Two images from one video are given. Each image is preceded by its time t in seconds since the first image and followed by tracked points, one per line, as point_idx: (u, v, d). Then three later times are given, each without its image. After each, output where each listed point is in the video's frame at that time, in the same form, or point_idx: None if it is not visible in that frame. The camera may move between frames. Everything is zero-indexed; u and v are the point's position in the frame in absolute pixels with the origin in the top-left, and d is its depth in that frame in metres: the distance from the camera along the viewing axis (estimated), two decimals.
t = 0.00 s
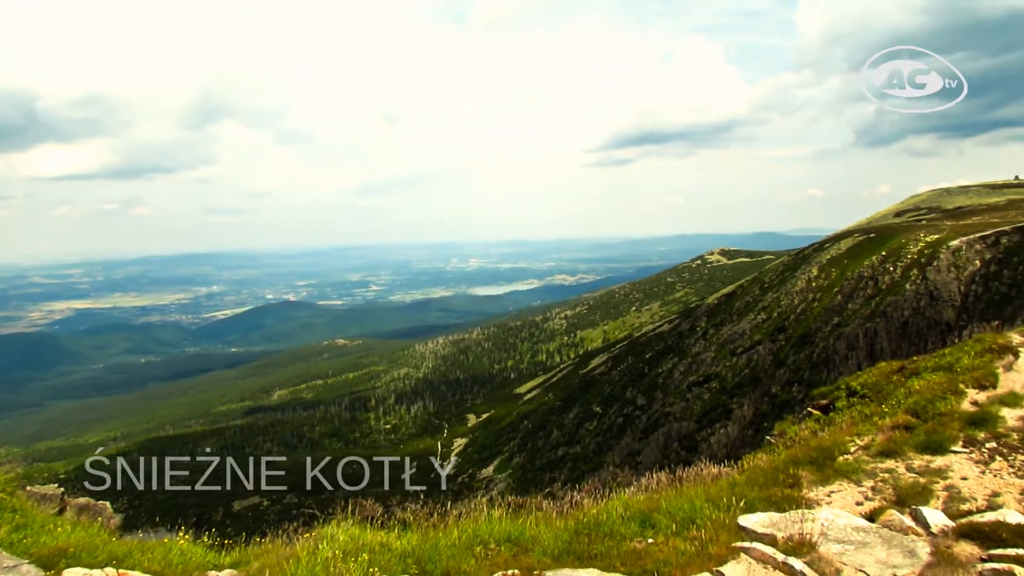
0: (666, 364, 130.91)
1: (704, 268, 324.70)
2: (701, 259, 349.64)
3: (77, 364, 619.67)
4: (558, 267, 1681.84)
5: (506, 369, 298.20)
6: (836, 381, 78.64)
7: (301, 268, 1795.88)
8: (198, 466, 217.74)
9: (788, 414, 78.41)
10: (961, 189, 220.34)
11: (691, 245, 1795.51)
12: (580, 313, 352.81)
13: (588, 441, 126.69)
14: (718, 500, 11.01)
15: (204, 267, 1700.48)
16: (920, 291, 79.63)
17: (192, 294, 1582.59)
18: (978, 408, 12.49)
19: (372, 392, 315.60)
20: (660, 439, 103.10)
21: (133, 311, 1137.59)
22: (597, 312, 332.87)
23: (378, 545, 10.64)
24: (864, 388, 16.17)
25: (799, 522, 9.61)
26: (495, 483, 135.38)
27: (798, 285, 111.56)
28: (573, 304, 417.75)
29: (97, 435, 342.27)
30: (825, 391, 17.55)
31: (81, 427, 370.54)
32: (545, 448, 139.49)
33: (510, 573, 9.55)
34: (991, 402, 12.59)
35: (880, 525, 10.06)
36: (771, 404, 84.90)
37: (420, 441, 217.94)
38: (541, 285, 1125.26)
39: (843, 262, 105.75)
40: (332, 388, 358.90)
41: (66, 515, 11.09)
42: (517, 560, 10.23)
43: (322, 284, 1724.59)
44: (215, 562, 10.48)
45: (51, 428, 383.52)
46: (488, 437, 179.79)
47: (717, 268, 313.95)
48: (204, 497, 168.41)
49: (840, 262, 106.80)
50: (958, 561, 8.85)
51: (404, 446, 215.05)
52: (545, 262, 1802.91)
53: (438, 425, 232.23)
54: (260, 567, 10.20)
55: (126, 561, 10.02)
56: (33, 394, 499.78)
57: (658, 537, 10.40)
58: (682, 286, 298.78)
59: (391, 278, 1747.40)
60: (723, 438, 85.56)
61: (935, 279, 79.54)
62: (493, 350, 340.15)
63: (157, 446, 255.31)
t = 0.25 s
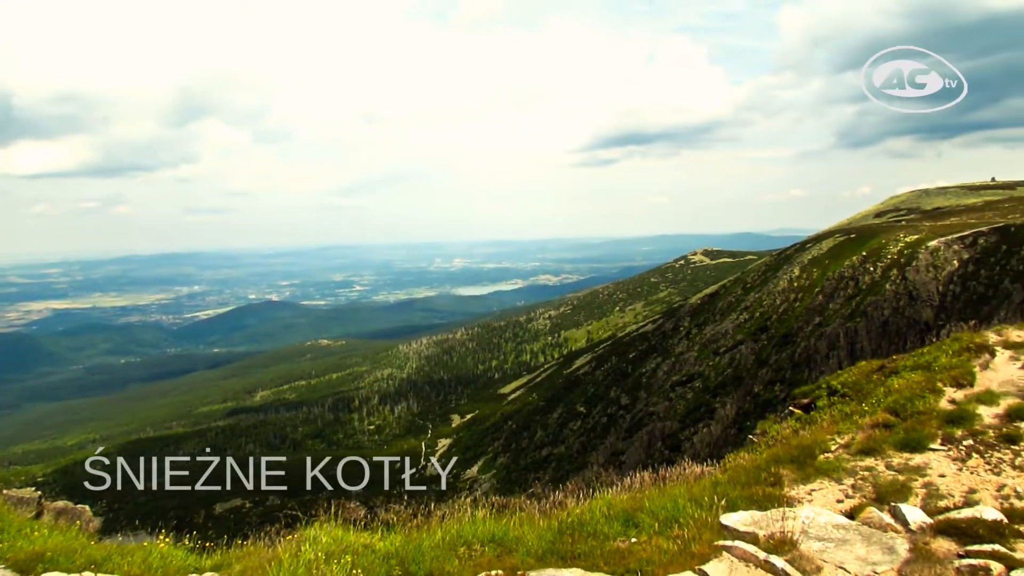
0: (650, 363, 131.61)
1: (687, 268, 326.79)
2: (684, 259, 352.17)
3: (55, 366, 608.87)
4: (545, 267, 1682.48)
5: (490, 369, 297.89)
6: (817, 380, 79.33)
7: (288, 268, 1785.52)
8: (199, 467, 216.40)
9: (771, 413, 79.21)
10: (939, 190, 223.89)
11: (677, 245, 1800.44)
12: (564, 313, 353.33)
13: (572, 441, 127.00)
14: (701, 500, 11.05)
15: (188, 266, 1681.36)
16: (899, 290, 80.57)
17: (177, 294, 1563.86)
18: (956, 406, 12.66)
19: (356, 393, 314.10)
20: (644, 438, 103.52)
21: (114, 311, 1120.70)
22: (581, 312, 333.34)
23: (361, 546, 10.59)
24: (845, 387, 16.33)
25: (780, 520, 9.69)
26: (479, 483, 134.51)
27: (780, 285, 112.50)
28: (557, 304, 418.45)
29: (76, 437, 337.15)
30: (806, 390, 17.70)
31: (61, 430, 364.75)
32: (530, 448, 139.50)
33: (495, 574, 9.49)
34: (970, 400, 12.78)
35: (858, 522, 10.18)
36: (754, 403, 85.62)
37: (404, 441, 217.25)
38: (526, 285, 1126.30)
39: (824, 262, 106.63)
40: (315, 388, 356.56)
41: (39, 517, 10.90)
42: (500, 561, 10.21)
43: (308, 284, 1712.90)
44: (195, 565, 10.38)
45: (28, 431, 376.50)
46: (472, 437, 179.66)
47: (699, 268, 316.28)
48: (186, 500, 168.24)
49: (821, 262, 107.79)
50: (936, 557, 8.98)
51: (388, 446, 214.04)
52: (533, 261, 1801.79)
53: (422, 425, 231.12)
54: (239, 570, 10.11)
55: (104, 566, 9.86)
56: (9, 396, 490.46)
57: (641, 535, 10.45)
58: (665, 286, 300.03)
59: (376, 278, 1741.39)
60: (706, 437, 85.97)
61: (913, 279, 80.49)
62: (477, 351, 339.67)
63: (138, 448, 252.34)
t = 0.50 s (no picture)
0: (633, 364, 132.32)
1: (670, 269, 328.82)
2: (667, 259, 354.43)
3: (32, 368, 597.88)
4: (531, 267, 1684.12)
5: (473, 369, 297.37)
6: (798, 380, 80.01)
7: (274, 268, 1772.54)
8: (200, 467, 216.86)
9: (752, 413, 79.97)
10: (916, 193, 227.77)
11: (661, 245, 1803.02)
12: (547, 314, 353.65)
13: (555, 441, 127.28)
14: (684, 500, 11.06)
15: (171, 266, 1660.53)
16: (879, 291, 81.39)
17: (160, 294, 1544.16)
18: (931, 404, 12.83)
19: (339, 394, 312.30)
20: (626, 439, 104.05)
21: (94, 311, 1102.82)
22: (563, 313, 333.96)
23: (343, 548, 10.53)
24: (824, 387, 16.50)
25: (760, 519, 9.76)
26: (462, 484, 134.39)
27: (762, 285, 113.43)
28: (540, 305, 418.70)
29: (52, 441, 331.69)
30: (787, 391, 17.81)
31: (38, 433, 358.79)
32: (513, 449, 139.60)
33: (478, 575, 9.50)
34: (943, 398, 12.99)
35: (838, 521, 10.26)
36: (735, 403, 86.38)
37: (387, 442, 216.48)
38: (510, 286, 1126.78)
39: (805, 263, 107.60)
40: (298, 389, 354.06)
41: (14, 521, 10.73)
42: (484, 562, 10.19)
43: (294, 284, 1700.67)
44: (173, 569, 10.30)
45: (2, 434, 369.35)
46: (455, 438, 179.50)
47: (682, 269, 318.39)
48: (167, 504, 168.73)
49: (802, 262, 108.89)
50: (913, 554, 9.10)
51: (370, 448, 213.09)
52: (520, 261, 1801.12)
53: (405, 426, 230.10)
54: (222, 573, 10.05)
55: (80, 569, 9.76)
56: None
57: (624, 536, 10.47)
58: (648, 287, 301.51)
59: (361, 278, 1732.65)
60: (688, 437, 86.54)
61: (892, 279, 81.32)
62: (460, 352, 338.96)
63: (117, 450, 249.43)
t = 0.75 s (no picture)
0: (616, 364, 133.01)
1: (652, 269, 330.98)
2: (649, 259, 356.89)
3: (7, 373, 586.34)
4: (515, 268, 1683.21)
5: (456, 370, 297.05)
6: (779, 378, 80.92)
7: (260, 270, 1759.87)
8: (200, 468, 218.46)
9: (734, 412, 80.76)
10: (893, 192, 230.97)
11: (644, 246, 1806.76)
12: (530, 314, 354.16)
13: (539, 442, 127.58)
14: (665, 500, 11.11)
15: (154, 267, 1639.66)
16: (858, 289, 82.28)
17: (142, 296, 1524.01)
18: (911, 401, 12.94)
19: (322, 396, 310.46)
20: (610, 438, 104.59)
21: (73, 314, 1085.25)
22: (546, 314, 334.18)
23: (325, 552, 10.41)
24: (805, 385, 16.61)
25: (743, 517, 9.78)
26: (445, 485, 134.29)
27: (742, 285, 114.33)
28: (523, 305, 419.11)
29: (28, 446, 325.98)
30: (768, 387, 17.89)
31: (14, 438, 352.01)
32: (496, 450, 139.72)
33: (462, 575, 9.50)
34: (925, 395, 13.06)
35: (819, 517, 10.32)
36: (718, 402, 87.16)
37: (370, 444, 215.75)
38: (493, 286, 1128.35)
39: (785, 262, 108.57)
40: (280, 391, 351.43)
41: None
42: (467, 563, 10.18)
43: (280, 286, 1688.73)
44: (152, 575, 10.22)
45: None
46: (438, 439, 179.40)
47: (664, 269, 320.70)
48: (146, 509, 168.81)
49: (782, 262, 109.79)
50: (892, 550, 9.21)
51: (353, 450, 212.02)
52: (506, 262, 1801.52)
53: (388, 428, 229.08)
54: None
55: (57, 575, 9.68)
56: None
57: (606, 536, 10.49)
58: (630, 287, 302.73)
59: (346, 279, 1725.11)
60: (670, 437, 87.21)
61: (871, 278, 82.04)
62: (443, 352, 338.42)
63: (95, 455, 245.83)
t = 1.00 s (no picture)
0: (599, 367, 133.63)
1: (635, 272, 333.05)
2: (633, 262, 359.46)
3: None
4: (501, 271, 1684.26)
5: (440, 373, 296.46)
6: (761, 381, 81.90)
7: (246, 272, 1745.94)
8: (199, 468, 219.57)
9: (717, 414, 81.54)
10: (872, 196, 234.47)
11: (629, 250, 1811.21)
12: (514, 317, 354.27)
13: (523, 445, 127.80)
14: (648, 501, 11.16)
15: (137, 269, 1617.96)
16: (839, 292, 83.16)
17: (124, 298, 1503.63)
18: (889, 404, 13.11)
19: (305, 400, 308.16)
20: (594, 442, 105.12)
21: (52, 316, 1067.33)
22: (530, 317, 334.52)
23: (307, 556, 10.30)
24: (787, 388, 16.74)
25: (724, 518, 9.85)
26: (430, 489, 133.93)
27: (725, 288, 115.27)
28: (507, 308, 419.11)
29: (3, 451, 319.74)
30: (750, 390, 18.05)
31: None
32: (481, 453, 139.69)
33: None
34: (903, 398, 13.24)
35: (800, 519, 10.40)
36: (701, 405, 87.88)
37: (353, 448, 214.63)
38: (477, 290, 1128.30)
39: (767, 266, 109.63)
40: (261, 395, 348.25)
41: None
42: (450, 568, 10.11)
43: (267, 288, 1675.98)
44: None
45: None
46: (422, 443, 179.02)
47: (647, 273, 322.84)
48: (125, 516, 168.36)
49: (764, 265, 110.83)
50: (873, 551, 9.28)
51: (336, 455, 210.69)
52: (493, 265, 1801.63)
53: (371, 432, 227.91)
54: None
55: None
56: None
57: (591, 538, 10.49)
58: (614, 290, 304.03)
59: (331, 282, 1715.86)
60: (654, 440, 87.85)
61: (851, 282, 82.98)
62: (426, 356, 337.59)
63: (73, 460, 241.90)
